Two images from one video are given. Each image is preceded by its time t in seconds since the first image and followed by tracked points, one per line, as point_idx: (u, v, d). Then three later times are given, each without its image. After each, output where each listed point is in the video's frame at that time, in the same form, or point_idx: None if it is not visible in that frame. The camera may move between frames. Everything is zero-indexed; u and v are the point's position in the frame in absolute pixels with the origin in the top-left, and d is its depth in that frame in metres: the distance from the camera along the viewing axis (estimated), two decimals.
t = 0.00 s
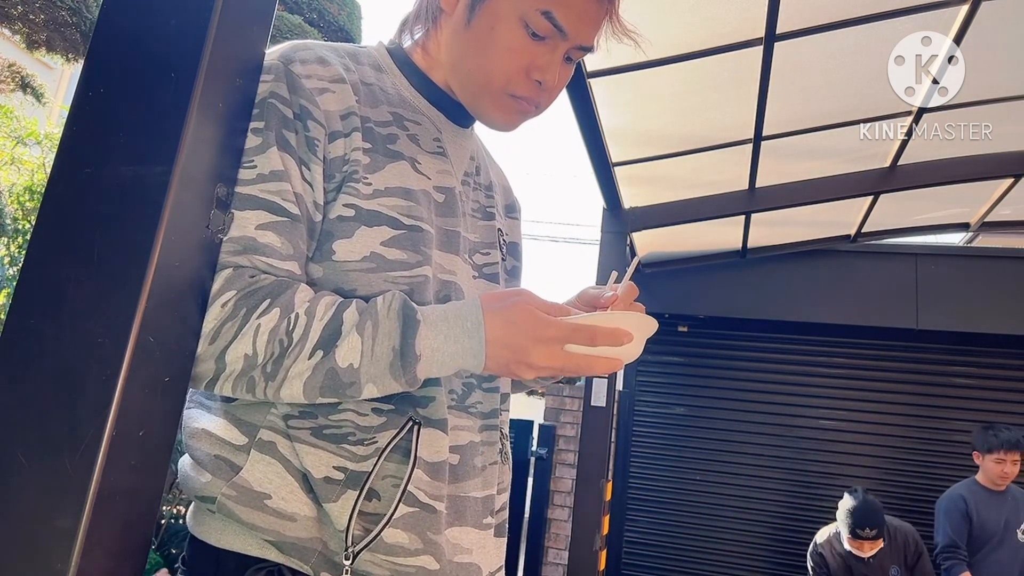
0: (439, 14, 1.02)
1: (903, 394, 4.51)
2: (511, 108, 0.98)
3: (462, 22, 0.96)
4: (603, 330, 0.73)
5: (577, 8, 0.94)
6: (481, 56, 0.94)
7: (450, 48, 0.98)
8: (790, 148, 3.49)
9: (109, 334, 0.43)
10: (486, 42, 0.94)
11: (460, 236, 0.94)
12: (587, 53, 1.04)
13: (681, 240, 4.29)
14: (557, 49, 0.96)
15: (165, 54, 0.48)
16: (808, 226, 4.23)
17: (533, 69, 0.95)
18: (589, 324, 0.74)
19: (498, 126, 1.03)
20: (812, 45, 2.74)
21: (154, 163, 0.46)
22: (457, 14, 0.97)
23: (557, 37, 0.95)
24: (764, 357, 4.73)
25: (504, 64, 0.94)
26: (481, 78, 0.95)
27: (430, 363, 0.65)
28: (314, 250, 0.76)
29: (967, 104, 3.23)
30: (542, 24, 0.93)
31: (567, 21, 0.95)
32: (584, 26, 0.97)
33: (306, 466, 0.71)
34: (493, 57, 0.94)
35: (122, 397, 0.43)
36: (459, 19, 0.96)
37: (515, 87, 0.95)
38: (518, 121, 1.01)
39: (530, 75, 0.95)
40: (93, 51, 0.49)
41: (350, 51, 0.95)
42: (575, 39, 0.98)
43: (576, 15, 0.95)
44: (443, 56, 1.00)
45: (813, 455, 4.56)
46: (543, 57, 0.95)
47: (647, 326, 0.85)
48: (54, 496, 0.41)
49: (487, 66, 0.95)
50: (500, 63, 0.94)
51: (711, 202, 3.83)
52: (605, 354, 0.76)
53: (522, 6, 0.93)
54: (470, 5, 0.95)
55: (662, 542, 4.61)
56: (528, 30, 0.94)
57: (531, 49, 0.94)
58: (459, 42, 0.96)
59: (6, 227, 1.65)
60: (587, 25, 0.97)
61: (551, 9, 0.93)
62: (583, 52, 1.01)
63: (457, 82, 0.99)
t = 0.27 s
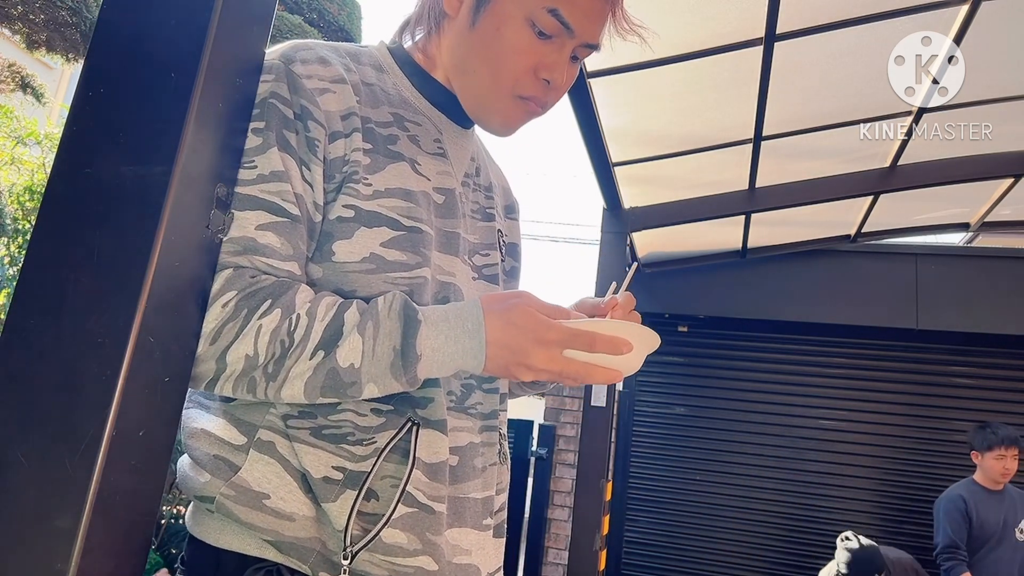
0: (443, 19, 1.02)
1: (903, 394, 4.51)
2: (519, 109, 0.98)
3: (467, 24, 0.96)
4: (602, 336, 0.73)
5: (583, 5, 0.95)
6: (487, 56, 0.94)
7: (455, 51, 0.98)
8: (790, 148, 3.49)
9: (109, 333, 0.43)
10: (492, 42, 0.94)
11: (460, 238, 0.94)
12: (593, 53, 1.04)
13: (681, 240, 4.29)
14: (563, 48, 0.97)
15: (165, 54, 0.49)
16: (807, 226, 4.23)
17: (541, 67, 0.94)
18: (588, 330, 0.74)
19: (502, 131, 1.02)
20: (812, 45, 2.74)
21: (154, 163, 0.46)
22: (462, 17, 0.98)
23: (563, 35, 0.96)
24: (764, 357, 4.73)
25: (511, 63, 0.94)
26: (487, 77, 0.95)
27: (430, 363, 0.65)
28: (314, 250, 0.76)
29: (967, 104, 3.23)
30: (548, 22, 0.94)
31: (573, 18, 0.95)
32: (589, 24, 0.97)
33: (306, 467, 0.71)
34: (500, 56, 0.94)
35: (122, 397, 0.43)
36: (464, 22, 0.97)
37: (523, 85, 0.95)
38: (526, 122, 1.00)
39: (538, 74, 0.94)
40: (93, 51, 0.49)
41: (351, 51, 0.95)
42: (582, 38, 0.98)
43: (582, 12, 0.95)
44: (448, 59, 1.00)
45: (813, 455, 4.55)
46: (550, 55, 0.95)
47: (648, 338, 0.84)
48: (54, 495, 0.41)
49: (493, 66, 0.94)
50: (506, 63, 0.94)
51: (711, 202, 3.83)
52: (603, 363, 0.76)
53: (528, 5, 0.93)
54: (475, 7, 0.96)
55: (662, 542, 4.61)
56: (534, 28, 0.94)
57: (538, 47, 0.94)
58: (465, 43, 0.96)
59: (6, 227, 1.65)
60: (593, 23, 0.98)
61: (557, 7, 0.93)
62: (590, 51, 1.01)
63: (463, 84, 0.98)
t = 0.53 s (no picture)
0: (438, 12, 1.02)
1: (903, 394, 4.51)
2: (505, 106, 0.98)
3: (461, 20, 0.96)
4: (603, 341, 0.72)
5: (576, 6, 0.95)
6: (478, 52, 0.94)
7: (447, 45, 0.97)
8: (790, 148, 3.49)
9: (109, 334, 0.43)
10: (485, 38, 0.94)
11: (459, 238, 0.94)
12: (586, 56, 1.04)
13: (681, 240, 4.29)
14: (555, 49, 0.96)
15: (165, 53, 0.48)
16: (807, 226, 4.23)
17: (532, 67, 0.94)
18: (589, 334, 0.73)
19: (491, 127, 1.03)
20: (812, 45, 2.74)
21: (155, 163, 0.46)
22: (457, 12, 0.97)
23: (556, 36, 0.96)
24: (764, 357, 4.73)
25: (503, 62, 0.94)
26: (479, 76, 0.95)
27: (429, 363, 0.65)
28: (314, 250, 0.76)
29: (967, 104, 3.23)
30: (541, 22, 0.94)
31: (565, 19, 0.95)
32: (583, 28, 0.97)
33: (304, 467, 0.71)
34: (492, 54, 0.94)
35: (122, 396, 0.43)
36: (459, 17, 0.97)
37: (514, 85, 0.95)
38: (516, 120, 1.00)
39: (528, 74, 0.94)
40: (93, 51, 0.49)
41: (350, 50, 0.95)
42: (575, 41, 0.98)
43: (575, 14, 0.95)
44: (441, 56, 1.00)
45: (813, 455, 4.55)
46: (542, 55, 0.95)
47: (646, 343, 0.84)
48: (55, 496, 0.41)
49: (486, 64, 0.94)
50: (497, 60, 0.94)
51: (711, 202, 3.83)
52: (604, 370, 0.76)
53: (522, 3, 0.93)
54: (470, 2, 0.96)
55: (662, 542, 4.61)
56: (527, 28, 0.94)
57: (530, 48, 0.94)
58: (458, 40, 0.95)
59: (6, 227, 1.65)
60: (586, 25, 0.97)
61: (550, 8, 0.93)
62: (582, 52, 1.01)
63: (456, 82, 0.98)
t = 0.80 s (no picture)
0: (440, 11, 1.02)
1: (904, 394, 4.51)
2: (507, 107, 0.99)
3: (464, 18, 0.96)
4: (604, 338, 0.73)
5: (580, 8, 0.95)
6: (481, 53, 0.94)
7: (449, 45, 0.97)
8: (790, 148, 3.49)
9: (108, 334, 0.43)
10: (487, 39, 0.94)
11: (458, 237, 0.94)
12: (587, 56, 1.05)
13: (681, 240, 4.29)
14: (558, 50, 0.97)
15: (165, 53, 0.48)
16: (807, 226, 4.23)
17: (535, 69, 0.95)
18: (591, 332, 0.73)
19: (494, 125, 1.03)
20: (812, 45, 2.74)
21: (155, 163, 0.46)
22: (459, 11, 0.97)
23: (559, 37, 0.96)
24: (765, 357, 4.73)
25: (506, 64, 0.94)
26: (481, 77, 0.95)
27: (429, 363, 0.65)
28: (314, 249, 0.76)
29: (967, 104, 3.23)
30: (545, 23, 0.94)
31: (569, 21, 0.95)
32: (586, 28, 0.97)
33: (303, 467, 0.71)
34: (495, 55, 0.94)
35: (122, 396, 0.43)
36: (461, 16, 0.96)
37: (517, 87, 0.95)
38: (517, 120, 1.01)
39: (531, 76, 0.95)
40: (93, 51, 0.49)
41: (350, 50, 0.95)
42: (577, 41, 0.99)
43: (579, 16, 0.95)
44: (442, 54, 1.00)
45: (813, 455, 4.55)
46: (545, 56, 0.96)
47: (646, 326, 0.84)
48: (54, 496, 0.41)
49: (489, 65, 0.95)
50: (500, 62, 0.94)
51: (711, 202, 3.83)
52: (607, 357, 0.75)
53: (526, 5, 0.93)
54: (473, 2, 0.96)
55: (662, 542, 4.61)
56: (530, 29, 0.94)
57: (534, 49, 0.94)
58: (460, 38, 0.95)
59: (6, 227, 1.65)
60: (589, 27, 0.98)
61: (554, 9, 0.93)
62: (584, 54, 1.02)
63: (458, 82, 0.99)
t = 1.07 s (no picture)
0: (440, 12, 1.02)
1: (904, 394, 4.51)
2: (511, 108, 0.99)
3: (464, 18, 0.96)
4: (603, 332, 0.72)
5: (581, 3, 0.95)
6: (481, 53, 0.94)
7: (449, 46, 0.98)
8: (789, 148, 3.49)
9: (108, 334, 0.43)
10: (488, 38, 0.94)
11: (457, 238, 0.94)
12: (589, 51, 1.04)
13: (681, 240, 4.29)
14: (560, 45, 0.97)
15: (164, 54, 0.49)
16: (807, 226, 4.23)
17: (538, 65, 0.95)
18: (590, 326, 0.73)
19: (497, 130, 1.03)
20: (812, 45, 2.74)
21: (155, 163, 0.46)
22: (459, 12, 0.97)
23: (560, 33, 0.96)
24: (764, 357, 4.73)
25: (509, 61, 0.94)
26: (484, 75, 0.95)
27: (429, 361, 0.65)
28: (313, 249, 0.76)
29: (967, 104, 3.23)
30: (546, 19, 0.94)
31: (570, 16, 0.95)
32: (587, 22, 0.97)
33: (303, 466, 0.71)
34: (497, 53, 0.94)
35: (122, 397, 0.43)
36: (461, 16, 0.96)
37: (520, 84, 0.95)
38: (521, 118, 1.01)
39: (534, 73, 0.95)
40: (93, 51, 0.49)
41: (350, 50, 0.95)
42: (579, 35, 0.98)
43: (579, 10, 0.95)
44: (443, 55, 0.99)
45: (813, 455, 4.56)
46: (547, 52, 0.95)
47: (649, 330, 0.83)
48: (54, 497, 0.41)
49: (491, 64, 0.95)
50: (501, 61, 0.94)
51: (711, 202, 3.83)
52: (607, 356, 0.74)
53: (526, 3, 0.93)
54: (472, 2, 0.96)
55: (662, 542, 4.61)
56: (531, 25, 0.94)
57: (535, 45, 0.94)
58: (461, 39, 0.95)
59: (6, 227, 1.65)
60: (590, 21, 0.98)
61: (555, 4, 0.93)
62: (585, 48, 1.01)
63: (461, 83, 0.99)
